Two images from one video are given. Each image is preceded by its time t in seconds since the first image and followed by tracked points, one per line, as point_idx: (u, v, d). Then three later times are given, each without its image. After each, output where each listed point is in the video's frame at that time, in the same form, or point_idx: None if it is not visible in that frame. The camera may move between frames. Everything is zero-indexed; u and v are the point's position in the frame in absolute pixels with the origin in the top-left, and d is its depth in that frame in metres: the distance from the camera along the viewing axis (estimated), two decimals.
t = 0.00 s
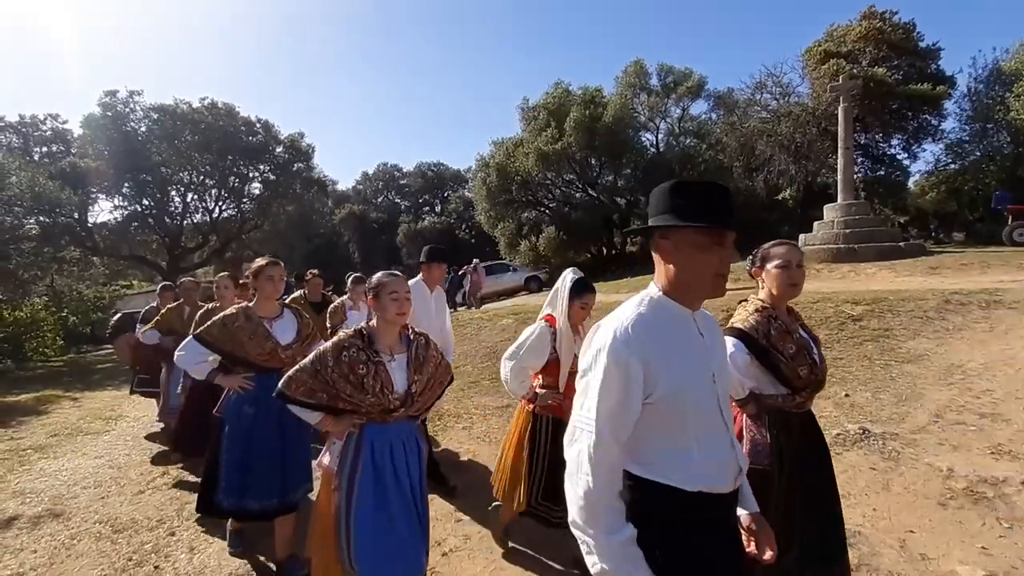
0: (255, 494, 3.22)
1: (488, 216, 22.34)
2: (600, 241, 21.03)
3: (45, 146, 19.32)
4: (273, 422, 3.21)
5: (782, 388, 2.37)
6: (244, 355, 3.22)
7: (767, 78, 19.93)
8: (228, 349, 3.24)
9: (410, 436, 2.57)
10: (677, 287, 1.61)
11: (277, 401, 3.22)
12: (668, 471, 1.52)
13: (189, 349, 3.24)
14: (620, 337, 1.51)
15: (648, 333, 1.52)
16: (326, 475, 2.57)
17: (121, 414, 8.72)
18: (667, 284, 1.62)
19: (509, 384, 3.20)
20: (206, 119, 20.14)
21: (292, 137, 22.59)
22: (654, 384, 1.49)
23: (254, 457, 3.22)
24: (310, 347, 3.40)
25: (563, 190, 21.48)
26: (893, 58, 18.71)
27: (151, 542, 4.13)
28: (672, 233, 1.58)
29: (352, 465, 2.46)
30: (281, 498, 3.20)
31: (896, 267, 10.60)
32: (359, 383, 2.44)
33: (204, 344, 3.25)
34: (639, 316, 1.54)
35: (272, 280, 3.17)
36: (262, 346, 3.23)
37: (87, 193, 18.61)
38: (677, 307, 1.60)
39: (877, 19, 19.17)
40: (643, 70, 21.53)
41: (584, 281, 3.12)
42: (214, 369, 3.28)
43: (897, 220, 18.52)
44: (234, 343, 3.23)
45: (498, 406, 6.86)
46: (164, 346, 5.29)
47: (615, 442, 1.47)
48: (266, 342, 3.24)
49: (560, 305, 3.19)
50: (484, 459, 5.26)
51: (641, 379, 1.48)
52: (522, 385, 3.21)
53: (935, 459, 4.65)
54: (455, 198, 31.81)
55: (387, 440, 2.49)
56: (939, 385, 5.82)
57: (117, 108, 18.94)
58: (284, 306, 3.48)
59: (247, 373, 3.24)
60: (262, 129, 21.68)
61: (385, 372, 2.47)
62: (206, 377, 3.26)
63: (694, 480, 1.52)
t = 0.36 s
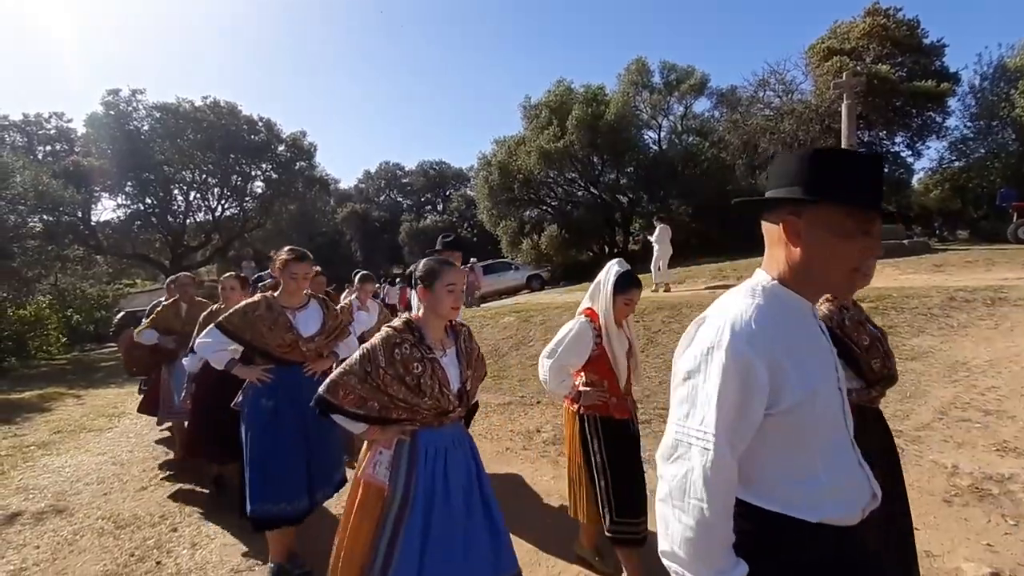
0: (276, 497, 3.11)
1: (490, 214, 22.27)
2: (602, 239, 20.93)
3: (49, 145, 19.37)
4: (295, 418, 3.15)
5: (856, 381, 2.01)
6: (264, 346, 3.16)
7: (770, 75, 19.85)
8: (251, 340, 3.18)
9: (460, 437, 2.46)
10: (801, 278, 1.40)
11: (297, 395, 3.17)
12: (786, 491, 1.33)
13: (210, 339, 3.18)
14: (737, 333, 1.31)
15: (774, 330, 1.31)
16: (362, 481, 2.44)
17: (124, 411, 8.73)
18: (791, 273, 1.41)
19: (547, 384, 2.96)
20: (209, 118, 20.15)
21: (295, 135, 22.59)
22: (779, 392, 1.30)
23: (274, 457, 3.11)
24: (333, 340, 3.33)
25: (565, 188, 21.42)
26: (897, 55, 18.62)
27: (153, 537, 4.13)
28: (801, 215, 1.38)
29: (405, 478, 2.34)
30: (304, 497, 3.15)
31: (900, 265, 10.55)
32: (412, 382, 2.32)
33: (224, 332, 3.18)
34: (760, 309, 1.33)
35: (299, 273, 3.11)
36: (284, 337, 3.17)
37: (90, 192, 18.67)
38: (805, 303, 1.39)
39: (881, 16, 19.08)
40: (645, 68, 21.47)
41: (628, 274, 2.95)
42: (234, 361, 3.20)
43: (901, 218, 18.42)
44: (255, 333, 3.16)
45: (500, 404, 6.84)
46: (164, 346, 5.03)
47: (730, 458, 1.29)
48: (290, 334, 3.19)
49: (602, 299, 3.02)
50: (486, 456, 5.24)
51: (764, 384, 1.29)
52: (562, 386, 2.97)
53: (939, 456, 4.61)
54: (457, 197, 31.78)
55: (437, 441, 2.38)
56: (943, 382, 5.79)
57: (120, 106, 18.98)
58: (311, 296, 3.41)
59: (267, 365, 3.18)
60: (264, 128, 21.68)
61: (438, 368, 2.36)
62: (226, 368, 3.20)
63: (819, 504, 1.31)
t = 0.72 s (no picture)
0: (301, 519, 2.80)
1: (490, 212, 22.23)
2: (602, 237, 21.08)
3: (51, 144, 19.38)
4: (324, 431, 2.86)
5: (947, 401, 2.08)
6: (289, 355, 2.82)
7: (771, 73, 19.79)
8: (272, 350, 2.83)
9: (544, 452, 2.21)
10: (1010, 289, 1.17)
11: (328, 406, 2.90)
12: (1005, 555, 1.09)
13: (227, 350, 2.83)
14: (943, 358, 1.09)
15: (988, 356, 1.10)
16: (438, 508, 2.18)
17: (126, 409, 8.74)
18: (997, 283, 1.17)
19: (604, 402, 2.58)
20: (210, 116, 20.13)
21: (296, 134, 22.58)
22: (1001, 433, 1.07)
23: (302, 475, 2.81)
24: (359, 347, 3.07)
25: (565, 186, 21.39)
26: (899, 52, 18.54)
27: (154, 534, 4.12)
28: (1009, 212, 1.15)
29: (491, 506, 2.07)
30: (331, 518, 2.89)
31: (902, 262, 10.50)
32: (492, 388, 2.04)
33: (245, 340, 2.82)
34: (967, 328, 1.11)
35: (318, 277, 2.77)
36: (310, 346, 2.84)
37: (91, 190, 18.68)
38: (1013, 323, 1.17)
39: (883, 13, 19.02)
40: (646, 66, 21.43)
41: (692, 274, 2.63)
42: (256, 372, 2.86)
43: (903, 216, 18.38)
44: (279, 341, 2.82)
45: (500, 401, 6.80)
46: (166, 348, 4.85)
47: (938, 510, 1.07)
48: (316, 342, 2.85)
49: (661, 306, 2.70)
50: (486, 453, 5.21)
51: (983, 424, 1.06)
52: (619, 403, 2.59)
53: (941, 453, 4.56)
54: (458, 195, 31.74)
55: (518, 457, 2.12)
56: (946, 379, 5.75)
57: (120, 105, 18.98)
58: (331, 299, 3.09)
59: (291, 375, 2.85)
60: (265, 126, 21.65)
61: (521, 373, 2.07)
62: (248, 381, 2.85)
63: None
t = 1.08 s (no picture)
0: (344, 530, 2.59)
1: (490, 211, 22.22)
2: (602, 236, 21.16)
3: (51, 142, 19.38)
4: (366, 437, 2.65)
5: None
6: (324, 352, 2.57)
7: (772, 71, 19.75)
8: (303, 345, 2.56)
9: (611, 468, 1.99)
10: None
11: (369, 409, 2.69)
12: None
13: (253, 344, 2.52)
14: None
15: None
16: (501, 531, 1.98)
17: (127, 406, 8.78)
18: None
19: (658, 412, 2.14)
20: (210, 114, 20.14)
21: (296, 132, 22.59)
22: None
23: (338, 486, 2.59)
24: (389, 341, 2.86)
25: (565, 184, 21.40)
26: (900, 50, 18.51)
27: (156, 531, 4.14)
28: None
29: (556, 524, 1.88)
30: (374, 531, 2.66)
31: (902, 260, 10.52)
32: (554, 400, 1.83)
33: (273, 338, 2.54)
34: None
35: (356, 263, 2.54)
36: (346, 341, 2.60)
37: (92, 189, 18.70)
38: None
39: (884, 10, 18.99)
40: (647, 64, 21.39)
41: (757, 273, 2.26)
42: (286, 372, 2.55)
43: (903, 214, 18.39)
44: (311, 336, 2.56)
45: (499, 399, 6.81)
46: (171, 345, 4.67)
47: None
48: (349, 336, 2.61)
49: (720, 300, 2.28)
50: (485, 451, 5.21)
51: None
52: (672, 413, 2.15)
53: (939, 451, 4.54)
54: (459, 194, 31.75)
55: (587, 477, 1.91)
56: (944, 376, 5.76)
57: (121, 103, 18.99)
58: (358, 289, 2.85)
59: (325, 374, 2.59)
60: (265, 124, 21.67)
61: (586, 382, 1.85)
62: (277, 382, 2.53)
63: None
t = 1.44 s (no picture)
0: (396, 545, 2.51)
1: (491, 208, 22.17)
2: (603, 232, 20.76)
3: (51, 139, 19.34)
4: (419, 451, 2.56)
5: None
6: (377, 359, 2.48)
7: (773, 68, 19.70)
8: (356, 353, 2.46)
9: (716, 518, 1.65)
10: None
11: (423, 422, 2.59)
12: None
13: (302, 352, 2.43)
14: None
15: None
16: None
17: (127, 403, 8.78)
18: None
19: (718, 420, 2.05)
20: (210, 111, 20.10)
21: (296, 130, 22.54)
22: None
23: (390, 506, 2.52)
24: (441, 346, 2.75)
25: (565, 182, 21.34)
26: (901, 47, 18.47)
27: (157, 529, 4.13)
28: None
29: None
30: (423, 556, 2.55)
31: (903, 258, 10.52)
32: (657, 437, 1.48)
33: (324, 343, 2.44)
34: None
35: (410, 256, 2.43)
36: (399, 347, 2.50)
37: (91, 186, 18.65)
38: None
39: (886, 7, 18.91)
40: (647, 61, 21.34)
41: (824, 276, 2.21)
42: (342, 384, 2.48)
43: (904, 212, 18.37)
44: (364, 342, 2.46)
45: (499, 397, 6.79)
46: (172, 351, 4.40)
47: None
48: (404, 342, 2.51)
49: (780, 304, 2.20)
50: (486, 449, 5.20)
51: None
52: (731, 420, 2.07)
53: (940, 448, 4.54)
54: (459, 191, 31.73)
55: (692, 532, 1.56)
56: (946, 374, 5.76)
57: (120, 100, 18.94)
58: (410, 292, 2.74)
59: (378, 385, 2.49)
60: (264, 121, 21.62)
61: (691, 413, 1.52)
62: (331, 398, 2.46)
63: None
